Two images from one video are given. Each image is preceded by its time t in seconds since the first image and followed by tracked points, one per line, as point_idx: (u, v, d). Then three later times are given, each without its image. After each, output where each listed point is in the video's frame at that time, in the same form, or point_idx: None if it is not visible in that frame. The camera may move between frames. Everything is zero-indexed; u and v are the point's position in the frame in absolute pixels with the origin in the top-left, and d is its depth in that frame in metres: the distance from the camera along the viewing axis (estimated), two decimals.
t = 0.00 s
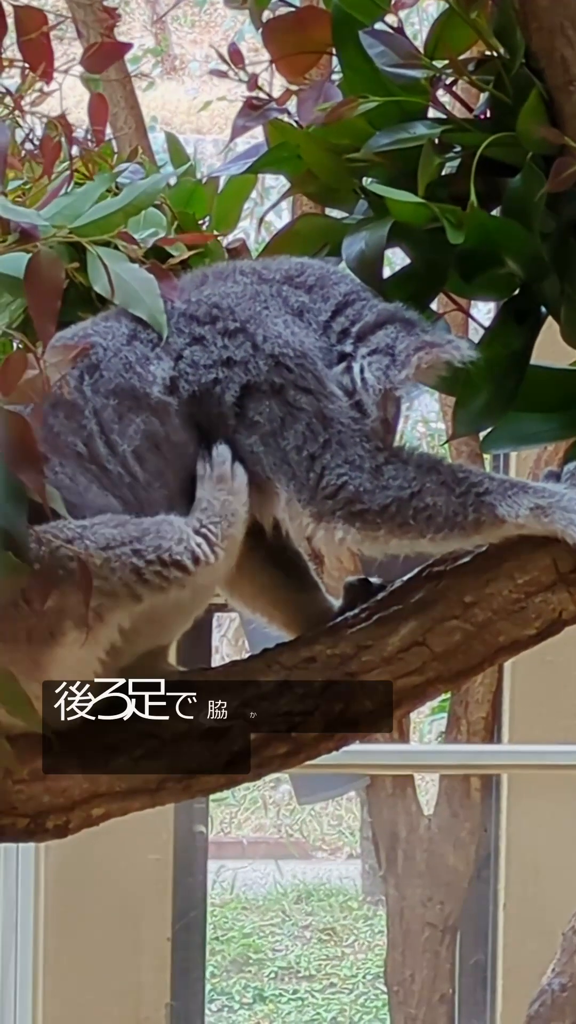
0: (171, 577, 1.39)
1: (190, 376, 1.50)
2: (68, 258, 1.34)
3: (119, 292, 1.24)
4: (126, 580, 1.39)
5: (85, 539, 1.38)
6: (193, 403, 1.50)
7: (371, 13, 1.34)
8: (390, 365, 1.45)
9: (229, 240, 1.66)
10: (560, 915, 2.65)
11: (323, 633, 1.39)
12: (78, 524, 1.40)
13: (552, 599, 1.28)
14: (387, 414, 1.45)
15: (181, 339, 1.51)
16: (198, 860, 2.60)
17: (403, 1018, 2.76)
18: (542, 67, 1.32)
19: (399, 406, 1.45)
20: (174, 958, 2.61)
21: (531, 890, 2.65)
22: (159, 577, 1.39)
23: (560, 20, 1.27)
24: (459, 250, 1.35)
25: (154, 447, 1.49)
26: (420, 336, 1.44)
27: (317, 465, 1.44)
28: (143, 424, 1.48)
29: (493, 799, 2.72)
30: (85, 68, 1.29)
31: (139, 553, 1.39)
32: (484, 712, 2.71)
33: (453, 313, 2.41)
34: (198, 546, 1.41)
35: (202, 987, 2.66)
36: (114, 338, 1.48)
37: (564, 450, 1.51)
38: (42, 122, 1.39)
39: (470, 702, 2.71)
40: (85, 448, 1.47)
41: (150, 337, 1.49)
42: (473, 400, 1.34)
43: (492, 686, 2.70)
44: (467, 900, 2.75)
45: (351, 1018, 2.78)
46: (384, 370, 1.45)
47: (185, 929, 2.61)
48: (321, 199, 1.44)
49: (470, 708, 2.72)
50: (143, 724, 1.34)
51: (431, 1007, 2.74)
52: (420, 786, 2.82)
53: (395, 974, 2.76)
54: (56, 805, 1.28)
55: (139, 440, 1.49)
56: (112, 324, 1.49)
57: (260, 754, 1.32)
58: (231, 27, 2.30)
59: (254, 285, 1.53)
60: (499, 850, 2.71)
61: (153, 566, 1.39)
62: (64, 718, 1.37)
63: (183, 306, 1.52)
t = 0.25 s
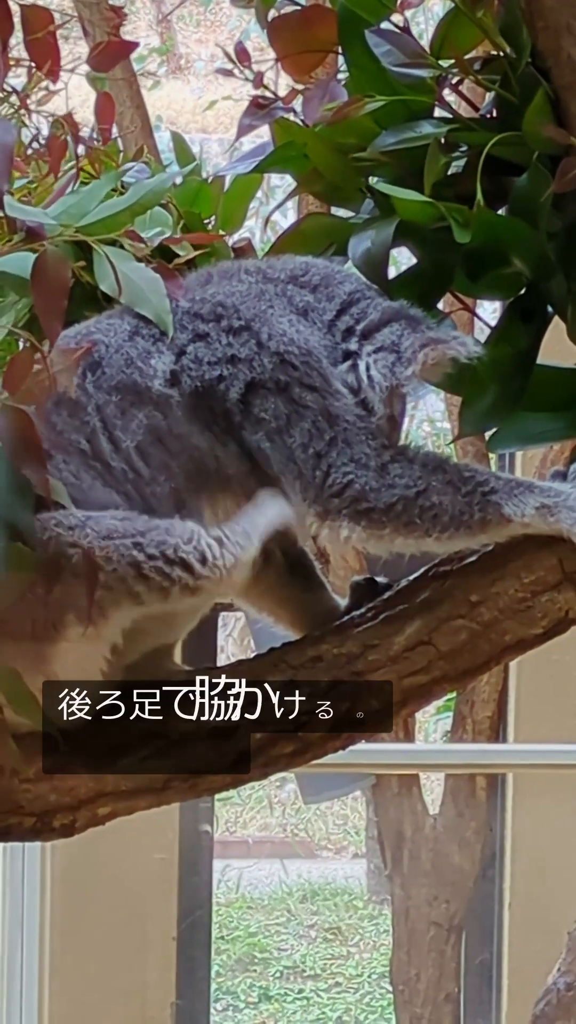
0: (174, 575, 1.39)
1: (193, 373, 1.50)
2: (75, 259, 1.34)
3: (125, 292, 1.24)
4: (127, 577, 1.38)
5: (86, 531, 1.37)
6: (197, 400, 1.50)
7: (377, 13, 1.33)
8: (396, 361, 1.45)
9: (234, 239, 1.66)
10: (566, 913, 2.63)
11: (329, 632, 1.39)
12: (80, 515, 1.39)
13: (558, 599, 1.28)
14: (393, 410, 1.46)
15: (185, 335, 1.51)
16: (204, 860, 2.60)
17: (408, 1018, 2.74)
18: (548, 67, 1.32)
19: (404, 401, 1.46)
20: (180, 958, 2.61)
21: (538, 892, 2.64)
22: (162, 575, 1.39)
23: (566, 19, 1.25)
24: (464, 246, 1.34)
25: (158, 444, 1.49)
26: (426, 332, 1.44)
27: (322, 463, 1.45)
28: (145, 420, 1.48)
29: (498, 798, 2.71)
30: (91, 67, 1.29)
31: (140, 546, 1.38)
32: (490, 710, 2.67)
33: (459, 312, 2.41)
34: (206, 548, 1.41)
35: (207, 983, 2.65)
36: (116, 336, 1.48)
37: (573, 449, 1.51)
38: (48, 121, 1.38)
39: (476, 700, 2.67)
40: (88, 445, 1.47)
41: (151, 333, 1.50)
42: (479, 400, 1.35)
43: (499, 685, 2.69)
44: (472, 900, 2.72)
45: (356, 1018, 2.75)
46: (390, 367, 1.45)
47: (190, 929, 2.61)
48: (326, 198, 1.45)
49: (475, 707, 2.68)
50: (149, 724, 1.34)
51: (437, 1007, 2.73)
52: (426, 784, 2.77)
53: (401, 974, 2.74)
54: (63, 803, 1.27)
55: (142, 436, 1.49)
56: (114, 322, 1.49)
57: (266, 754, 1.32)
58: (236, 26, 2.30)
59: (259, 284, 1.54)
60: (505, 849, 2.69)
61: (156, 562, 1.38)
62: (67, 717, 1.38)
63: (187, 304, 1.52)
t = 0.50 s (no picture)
0: (174, 579, 1.37)
1: (197, 380, 1.49)
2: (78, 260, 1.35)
3: (129, 294, 1.24)
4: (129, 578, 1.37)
5: (84, 537, 1.36)
6: (201, 405, 1.49)
7: (378, 13, 1.34)
8: (399, 363, 1.45)
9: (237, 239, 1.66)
10: (570, 913, 2.62)
11: (332, 634, 1.39)
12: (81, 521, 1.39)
13: (561, 600, 1.28)
14: (397, 413, 1.47)
15: (189, 341, 1.50)
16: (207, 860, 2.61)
17: (411, 1018, 2.75)
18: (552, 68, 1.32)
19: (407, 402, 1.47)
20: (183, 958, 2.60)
21: (541, 892, 2.63)
22: (162, 577, 1.37)
23: (570, 21, 1.22)
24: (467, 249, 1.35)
25: (162, 448, 1.48)
26: (429, 335, 1.45)
27: (326, 466, 1.46)
28: (150, 426, 1.47)
29: (501, 797, 2.70)
30: (95, 69, 1.29)
31: (140, 550, 1.37)
32: (493, 712, 2.67)
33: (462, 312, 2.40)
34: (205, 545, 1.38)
35: (211, 983, 2.66)
36: (121, 339, 1.47)
37: None
38: (51, 122, 1.38)
39: (479, 702, 2.67)
40: (91, 448, 1.46)
41: (157, 340, 1.49)
42: (483, 400, 1.34)
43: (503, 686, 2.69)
44: (475, 901, 2.72)
45: (359, 1018, 2.75)
46: (393, 369, 1.46)
47: (194, 929, 2.62)
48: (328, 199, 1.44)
49: (479, 708, 2.68)
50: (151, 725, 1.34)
51: (440, 1007, 2.74)
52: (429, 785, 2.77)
53: (404, 975, 2.75)
54: (66, 804, 1.28)
55: (146, 441, 1.48)
56: (119, 326, 1.49)
57: (269, 755, 1.32)
58: (239, 26, 2.30)
59: (262, 287, 1.54)
60: (508, 850, 2.68)
61: (157, 564, 1.37)
62: (66, 717, 1.38)
63: (191, 309, 1.51)
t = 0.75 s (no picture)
0: (176, 594, 1.39)
1: (201, 378, 1.50)
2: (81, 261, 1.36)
3: (132, 294, 1.22)
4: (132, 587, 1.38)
5: (94, 542, 1.37)
6: (204, 403, 1.50)
7: (381, 14, 1.33)
8: (403, 363, 1.47)
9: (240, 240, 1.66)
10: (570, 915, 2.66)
11: (334, 635, 1.39)
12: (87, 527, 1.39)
13: (564, 601, 1.29)
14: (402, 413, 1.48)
15: (192, 340, 1.51)
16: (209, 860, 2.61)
17: (413, 1018, 2.72)
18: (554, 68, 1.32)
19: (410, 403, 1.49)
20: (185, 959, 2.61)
21: (542, 892, 2.65)
22: (163, 590, 1.39)
23: (572, 21, 1.20)
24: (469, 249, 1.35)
25: (165, 447, 1.49)
26: (434, 335, 1.46)
27: (329, 465, 1.45)
28: (153, 425, 1.48)
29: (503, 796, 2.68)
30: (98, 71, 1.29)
31: (146, 561, 1.38)
32: (495, 711, 2.64)
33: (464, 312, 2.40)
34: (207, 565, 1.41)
35: (212, 984, 2.66)
36: (124, 339, 1.48)
37: None
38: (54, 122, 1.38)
39: (481, 701, 2.64)
40: (95, 450, 1.46)
41: (159, 338, 1.50)
42: (486, 401, 1.34)
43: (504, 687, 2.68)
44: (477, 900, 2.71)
45: (361, 1018, 2.75)
46: (399, 369, 1.47)
47: (196, 928, 2.62)
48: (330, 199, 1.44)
49: (480, 707, 2.65)
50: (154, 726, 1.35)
51: (441, 1007, 2.71)
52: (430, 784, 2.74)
53: (405, 974, 2.72)
54: (69, 806, 1.26)
55: (149, 441, 1.48)
56: (121, 326, 1.49)
57: (272, 755, 1.32)
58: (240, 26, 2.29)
59: (264, 288, 1.54)
60: (509, 851, 2.68)
61: (160, 578, 1.38)
62: (67, 717, 1.38)
63: (194, 309, 1.52)
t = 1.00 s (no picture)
0: (173, 585, 1.40)
1: (200, 376, 1.50)
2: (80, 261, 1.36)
3: (131, 293, 1.23)
4: (128, 586, 1.38)
5: (86, 541, 1.37)
6: (203, 401, 1.51)
7: (381, 14, 1.32)
8: (404, 363, 1.47)
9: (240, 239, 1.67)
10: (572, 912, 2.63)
11: (335, 635, 1.39)
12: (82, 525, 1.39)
13: (564, 602, 1.28)
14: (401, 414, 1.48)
15: (192, 338, 1.51)
16: (209, 856, 2.61)
17: (413, 1018, 2.73)
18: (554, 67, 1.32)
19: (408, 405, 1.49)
20: (186, 958, 2.61)
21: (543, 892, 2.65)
22: (161, 583, 1.39)
23: (572, 21, 1.20)
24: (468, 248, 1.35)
25: (165, 445, 1.50)
26: (433, 335, 1.46)
27: (329, 464, 1.45)
28: (153, 423, 1.48)
29: (503, 797, 2.69)
30: (98, 72, 1.29)
31: (140, 557, 1.39)
32: (495, 711, 2.65)
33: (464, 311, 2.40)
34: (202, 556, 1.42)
35: (211, 983, 2.66)
36: (123, 338, 1.48)
37: None
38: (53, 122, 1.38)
39: (480, 703, 2.66)
40: (95, 449, 1.47)
41: (158, 335, 1.50)
42: (488, 400, 1.34)
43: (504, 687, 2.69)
44: (478, 900, 2.71)
45: (361, 1018, 2.76)
46: (399, 370, 1.48)
47: (197, 928, 2.62)
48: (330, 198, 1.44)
49: (480, 707, 2.67)
50: (155, 726, 1.35)
51: (441, 1007, 2.72)
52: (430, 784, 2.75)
53: (406, 974, 2.73)
54: (69, 806, 1.28)
55: (149, 440, 1.49)
56: (120, 324, 1.49)
57: (272, 755, 1.32)
58: (241, 25, 2.29)
59: (264, 287, 1.54)
60: (509, 851, 2.68)
61: (156, 573, 1.39)
62: (67, 717, 1.38)
63: (194, 307, 1.52)
